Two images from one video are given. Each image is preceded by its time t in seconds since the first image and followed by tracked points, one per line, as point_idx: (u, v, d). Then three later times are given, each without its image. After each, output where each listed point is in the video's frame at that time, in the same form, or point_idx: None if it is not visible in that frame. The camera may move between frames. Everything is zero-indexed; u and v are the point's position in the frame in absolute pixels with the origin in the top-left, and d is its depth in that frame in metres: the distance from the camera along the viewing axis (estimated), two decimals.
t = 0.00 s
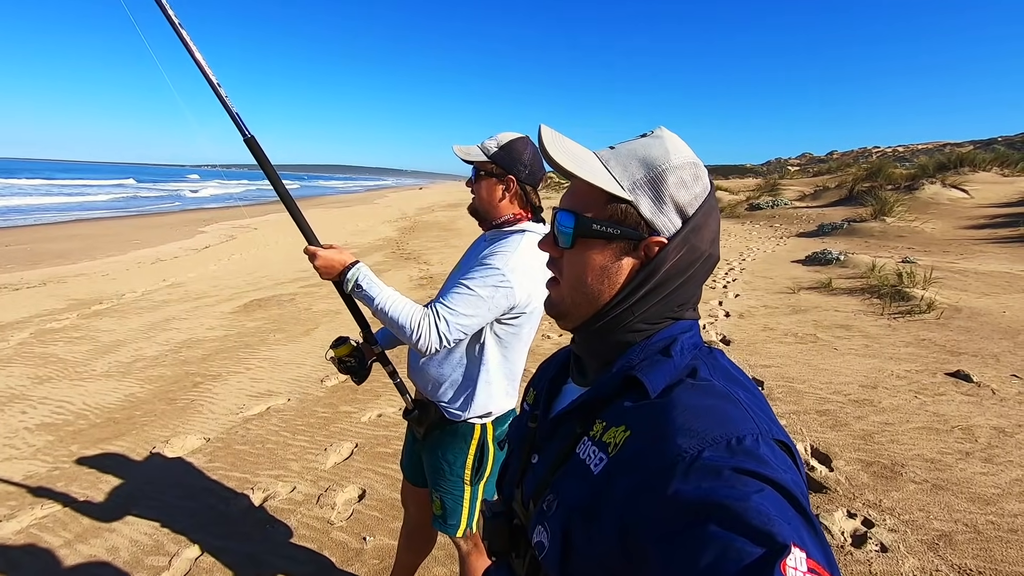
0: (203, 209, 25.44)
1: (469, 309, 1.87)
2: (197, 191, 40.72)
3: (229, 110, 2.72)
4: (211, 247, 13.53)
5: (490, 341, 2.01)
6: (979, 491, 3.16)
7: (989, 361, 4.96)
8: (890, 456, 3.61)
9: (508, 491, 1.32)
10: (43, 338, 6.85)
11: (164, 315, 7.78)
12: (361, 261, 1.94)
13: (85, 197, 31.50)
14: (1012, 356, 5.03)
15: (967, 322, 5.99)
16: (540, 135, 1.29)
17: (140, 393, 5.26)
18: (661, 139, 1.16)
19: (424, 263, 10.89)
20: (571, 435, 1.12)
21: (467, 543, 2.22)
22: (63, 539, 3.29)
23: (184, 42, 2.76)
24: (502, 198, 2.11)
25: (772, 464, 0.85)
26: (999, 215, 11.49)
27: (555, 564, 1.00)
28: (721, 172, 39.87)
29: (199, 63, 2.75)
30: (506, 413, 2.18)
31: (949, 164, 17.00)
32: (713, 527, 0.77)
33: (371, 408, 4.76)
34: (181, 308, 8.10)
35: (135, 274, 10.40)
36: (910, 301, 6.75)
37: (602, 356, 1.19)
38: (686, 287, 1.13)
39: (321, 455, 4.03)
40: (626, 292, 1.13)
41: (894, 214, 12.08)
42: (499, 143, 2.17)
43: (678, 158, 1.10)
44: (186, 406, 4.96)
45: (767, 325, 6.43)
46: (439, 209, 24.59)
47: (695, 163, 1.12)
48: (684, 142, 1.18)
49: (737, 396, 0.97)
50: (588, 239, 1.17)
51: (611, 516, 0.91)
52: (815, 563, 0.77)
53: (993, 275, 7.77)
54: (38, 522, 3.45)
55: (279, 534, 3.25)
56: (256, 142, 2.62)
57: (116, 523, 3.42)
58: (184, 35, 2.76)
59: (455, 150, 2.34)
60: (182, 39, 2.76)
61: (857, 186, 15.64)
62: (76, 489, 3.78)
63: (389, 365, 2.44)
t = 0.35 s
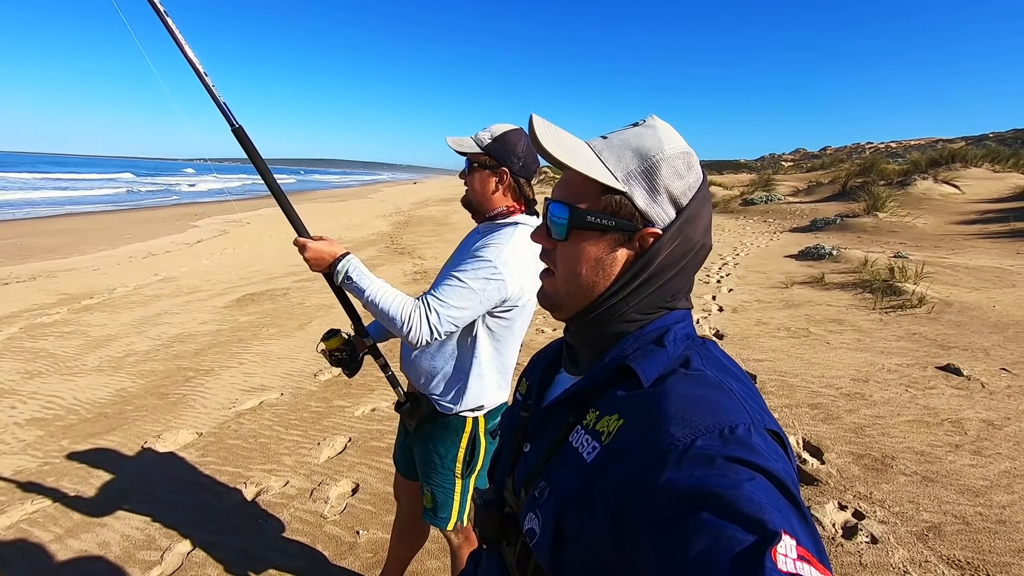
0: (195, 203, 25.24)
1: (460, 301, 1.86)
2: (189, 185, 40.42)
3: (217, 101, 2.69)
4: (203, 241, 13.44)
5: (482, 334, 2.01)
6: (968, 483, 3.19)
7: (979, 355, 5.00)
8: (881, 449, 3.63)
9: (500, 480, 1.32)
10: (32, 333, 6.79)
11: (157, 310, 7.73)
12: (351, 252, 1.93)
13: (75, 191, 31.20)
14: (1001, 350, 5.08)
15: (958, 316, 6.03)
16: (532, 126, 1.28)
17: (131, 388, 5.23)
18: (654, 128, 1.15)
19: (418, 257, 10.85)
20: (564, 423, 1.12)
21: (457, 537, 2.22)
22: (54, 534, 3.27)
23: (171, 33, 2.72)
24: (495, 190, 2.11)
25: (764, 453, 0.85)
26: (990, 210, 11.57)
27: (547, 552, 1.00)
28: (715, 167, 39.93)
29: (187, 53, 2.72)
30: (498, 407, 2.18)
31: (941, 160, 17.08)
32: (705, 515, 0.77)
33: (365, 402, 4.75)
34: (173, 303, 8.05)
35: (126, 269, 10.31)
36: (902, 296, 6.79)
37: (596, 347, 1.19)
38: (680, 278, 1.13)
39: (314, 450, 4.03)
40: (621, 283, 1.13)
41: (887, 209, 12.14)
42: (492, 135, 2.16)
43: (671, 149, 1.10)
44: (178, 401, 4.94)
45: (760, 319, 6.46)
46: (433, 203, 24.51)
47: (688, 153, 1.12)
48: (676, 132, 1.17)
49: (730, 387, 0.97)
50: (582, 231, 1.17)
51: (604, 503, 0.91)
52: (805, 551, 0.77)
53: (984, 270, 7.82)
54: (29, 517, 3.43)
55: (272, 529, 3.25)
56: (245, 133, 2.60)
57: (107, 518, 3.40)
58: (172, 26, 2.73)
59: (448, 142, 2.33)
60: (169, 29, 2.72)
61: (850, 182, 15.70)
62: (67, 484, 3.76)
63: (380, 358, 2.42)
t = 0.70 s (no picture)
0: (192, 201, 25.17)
1: (455, 296, 1.86)
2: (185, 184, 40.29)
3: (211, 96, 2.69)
4: (200, 239, 13.40)
5: (477, 330, 2.01)
6: (962, 480, 3.20)
7: (974, 353, 5.02)
8: (877, 446, 3.65)
9: (497, 471, 1.32)
10: (28, 330, 6.76)
11: (153, 307, 7.70)
12: (346, 247, 1.93)
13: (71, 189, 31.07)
14: (996, 349, 5.10)
15: (953, 315, 6.05)
16: (525, 121, 1.28)
17: (127, 386, 5.21)
18: (647, 121, 1.15)
19: (416, 256, 10.84)
20: (561, 416, 1.12)
21: (453, 532, 2.22)
22: (49, 531, 3.26)
23: (165, 30, 2.72)
24: (492, 185, 2.11)
25: (759, 445, 0.86)
26: (986, 210, 11.61)
27: (543, 544, 1.01)
28: (713, 167, 39.98)
29: (182, 50, 2.71)
30: (494, 402, 2.18)
31: (937, 160, 17.14)
32: (699, 506, 0.78)
33: (362, 400, 4.75)
34: (170, 301, 8.03)
35: (122, 267, 10.26)
36: (898, 294, 6.81)
37: (592, 340, 1.19)
38: (674, 271, 1.13)
39: (311, 447, 4.02)
40: (614, 278, 1.13)
41: (883, 209, 12.17)
42: (489, 130, 2.15)
43: (664, 142, 1.10)
44: (174, 398, 4.92)
45: (757, 318, 6.47)
46: (431, 202, 24.49)
47: (682, 146, 1.12)
48: (670, 124, 1.17)
49: (725, 379, 0.97)
50: (576, 226, 1.17)
51: (599, 495, 0.91)
52: (799, 541, 0.77)
53: (980, 269, 7.85)
54: (24, 514, 3.42)
55: (268, 526, 3.24)
56: (239, 128, 2.59)
57: (103, 516, 3.39)
58: (166, 23, 2.72)
59: (444, 137, 2.32)
60: (164, 26, 2.72)
61: (847, 181, 15.74)
62: (62, 481, 3.75)
63: (377, 353, 2.42)
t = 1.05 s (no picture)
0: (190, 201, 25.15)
1: (455, 294, 1.85)
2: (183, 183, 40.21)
3: (210, 96, 2.68)
4: (197, 239, 13.37)
5: (477, 329, 2.01)
6: (961, 481, 3.20)
7: (972, 354, 5.03)
8: (876, 447, 3.65)
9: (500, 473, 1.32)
10: (25, 330, 6.74)
11: (151, 307, 7.68)
12: (346, 247, 1.93)
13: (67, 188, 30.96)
14: (994, 350, 5.11)
15: (951, 316, 6.06)
16: (519, 124, 1.27)
17: (125, 386, 5.20)
18: (643, 120, 1.15)
19: (415, 256, 10.84)
20: (564, 417, 1.12)
21: (454, 533, 2.21)
22: (47, 532, 3.25)
23: (165, 31, 2.72)
24: (493, 185, 2.10)
25: (762, 447, 0.85)
26: (983, 211, 11.65)
27: (546, 545, 1.00)
28: (711, 168, 40.00)
29: (182, 52, 2.71)
30: (496, 402, 2.17)
31: (934, 161, 17.18)
32: (702, 508, 0.78)
33: (360, 400, 4.74)
34: (168, 300, 8.01)
35: (120, 267, 10.24)
36: (896, 295, 6.82)
37: (594, 342, 1.19)
38: (675, 270, 1.13)
39: (310, 447, 4.01)
40: (618, 281, 1.13)
41: (881, 210, 12.20)
42: (490, 131, 2.15)
43: (662, 141, 1.10)
44: (173, 398, 4.91)
45: (755, 318, 6.48)
46: (429, 202, 24.48)
47: (679, 144, 1.12)
48: (665, 122, 1.17)
49: (729, 381, 0.97)
50: (577, 230, 1.16)
51: (603, 497, 0.91)
52: (803, 543, 0.77)
53: (977, 271, 7.87)
54: (21, 515, 3.41)
55: (267, 526, 3.23)
56: (239, 129, 2.59)
57: (100, 516, 3.38)
58: (166, 24, 2.72)
59: (445, 137, 2.32)
60: (163, 28, 2.71)
61: (844, 183, 15.78)
62: (60, 481, 3.73)
63: (377, 352, 2.42)
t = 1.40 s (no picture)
0: (189, 202, 25.16)
1: (451, 292, 1.86)
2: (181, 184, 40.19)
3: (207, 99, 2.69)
4: (195, 240, 13.36)
5: (473, 327, 2.01)
6: (958, 480, 3.21)
7: (969, 354, 5.05)
8: (873, 447, 3.66)
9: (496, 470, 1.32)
10: (22, 332, 6.73)
11: (149, 309, 7.67)
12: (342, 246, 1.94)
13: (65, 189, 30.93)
14: (991, 349, 5.12)
15: (948, 316, 6.08)
16: (505, 128, 1.29)
17: (123, 387, 5.20)
18: (626, 118, 1.15)
19: (413, 257, 10.84)
20: (558, 415, 1.12)
21: (451, 531, 2.21)
22: (44, 533, 3.24)
23: (163, 36, 2.72)
24: (491, 184, 2.11)
25: (754, 444, 0.86)
26: (980, 212, 11.68)
27: (541, 542, 1.01)
28: (709, 168, 40.04)
29: (180, 56, 2.72)
30: (493, 400, 2.17)
31: (932, 162, 17.23)
32: (694, 505, 0.78)
33: (358, 401, 4.74)
34: (166, 302, 8.01)
35: (117, 268, 10.22)
36: (893, 295, 6.83)
37: (588, 341, 1.19)
38: (662, 268, 1.13)
39: (308, 448, 4.01)
40: (603, 280, 1.14)
41: (879, 210, 12.23)
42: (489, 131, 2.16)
43: (644, 140, 1.10)
44: (170, 400, 4.91)
45: (753, 319, 6.49)
46: (427, 203, 24.49)
47: (662, 142, 1.12)
48: (649, 119, 1.17)
49: (722, 378, 0.97)
50: (561, 230, 1.17)
51: (597, 494, 0.91)
52: (794, 539, 0.78)
53: (974, 271, 7.89)
54: (19, 516, 3.40)
55: (265, 527, 3.23)
56: (236, 132, 2.59)
57: (98, 517, 3.37)
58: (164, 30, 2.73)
59: (444, 137, 2.32)
60: (162, 33, 2.72)
61: (842, 183, 15.82)
62: (58, 482, 3.73)
63: (375, 351, 2.42)
